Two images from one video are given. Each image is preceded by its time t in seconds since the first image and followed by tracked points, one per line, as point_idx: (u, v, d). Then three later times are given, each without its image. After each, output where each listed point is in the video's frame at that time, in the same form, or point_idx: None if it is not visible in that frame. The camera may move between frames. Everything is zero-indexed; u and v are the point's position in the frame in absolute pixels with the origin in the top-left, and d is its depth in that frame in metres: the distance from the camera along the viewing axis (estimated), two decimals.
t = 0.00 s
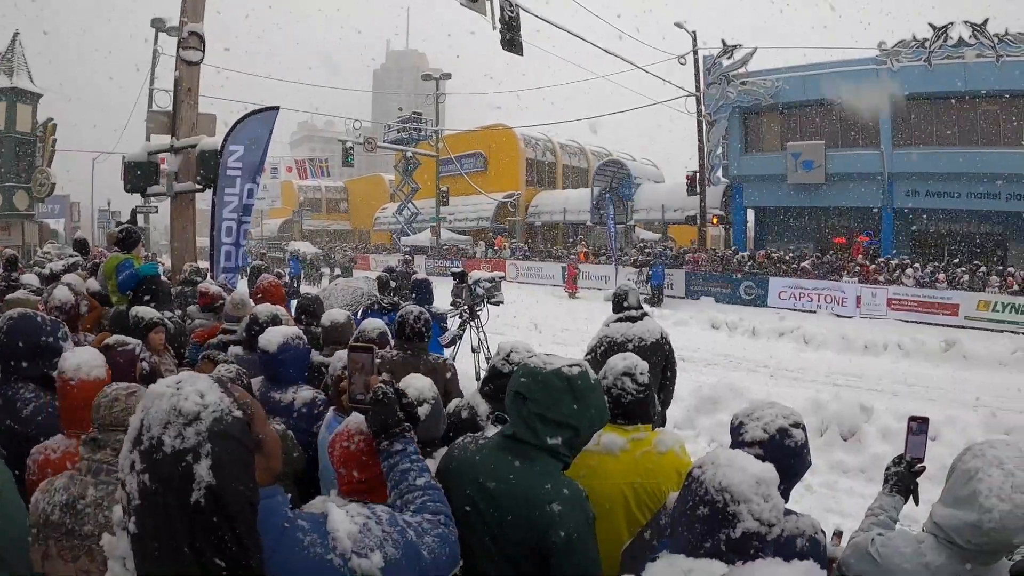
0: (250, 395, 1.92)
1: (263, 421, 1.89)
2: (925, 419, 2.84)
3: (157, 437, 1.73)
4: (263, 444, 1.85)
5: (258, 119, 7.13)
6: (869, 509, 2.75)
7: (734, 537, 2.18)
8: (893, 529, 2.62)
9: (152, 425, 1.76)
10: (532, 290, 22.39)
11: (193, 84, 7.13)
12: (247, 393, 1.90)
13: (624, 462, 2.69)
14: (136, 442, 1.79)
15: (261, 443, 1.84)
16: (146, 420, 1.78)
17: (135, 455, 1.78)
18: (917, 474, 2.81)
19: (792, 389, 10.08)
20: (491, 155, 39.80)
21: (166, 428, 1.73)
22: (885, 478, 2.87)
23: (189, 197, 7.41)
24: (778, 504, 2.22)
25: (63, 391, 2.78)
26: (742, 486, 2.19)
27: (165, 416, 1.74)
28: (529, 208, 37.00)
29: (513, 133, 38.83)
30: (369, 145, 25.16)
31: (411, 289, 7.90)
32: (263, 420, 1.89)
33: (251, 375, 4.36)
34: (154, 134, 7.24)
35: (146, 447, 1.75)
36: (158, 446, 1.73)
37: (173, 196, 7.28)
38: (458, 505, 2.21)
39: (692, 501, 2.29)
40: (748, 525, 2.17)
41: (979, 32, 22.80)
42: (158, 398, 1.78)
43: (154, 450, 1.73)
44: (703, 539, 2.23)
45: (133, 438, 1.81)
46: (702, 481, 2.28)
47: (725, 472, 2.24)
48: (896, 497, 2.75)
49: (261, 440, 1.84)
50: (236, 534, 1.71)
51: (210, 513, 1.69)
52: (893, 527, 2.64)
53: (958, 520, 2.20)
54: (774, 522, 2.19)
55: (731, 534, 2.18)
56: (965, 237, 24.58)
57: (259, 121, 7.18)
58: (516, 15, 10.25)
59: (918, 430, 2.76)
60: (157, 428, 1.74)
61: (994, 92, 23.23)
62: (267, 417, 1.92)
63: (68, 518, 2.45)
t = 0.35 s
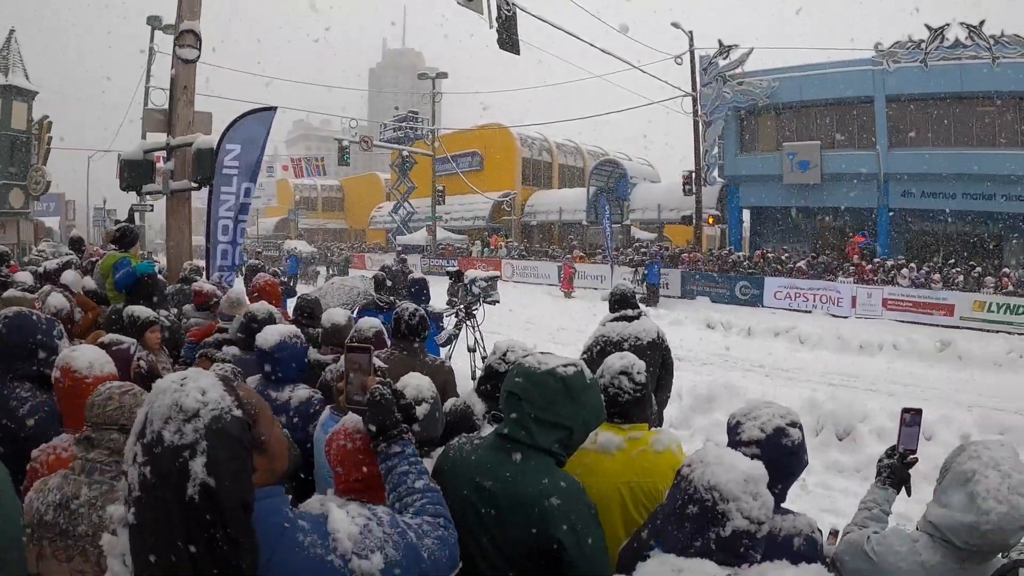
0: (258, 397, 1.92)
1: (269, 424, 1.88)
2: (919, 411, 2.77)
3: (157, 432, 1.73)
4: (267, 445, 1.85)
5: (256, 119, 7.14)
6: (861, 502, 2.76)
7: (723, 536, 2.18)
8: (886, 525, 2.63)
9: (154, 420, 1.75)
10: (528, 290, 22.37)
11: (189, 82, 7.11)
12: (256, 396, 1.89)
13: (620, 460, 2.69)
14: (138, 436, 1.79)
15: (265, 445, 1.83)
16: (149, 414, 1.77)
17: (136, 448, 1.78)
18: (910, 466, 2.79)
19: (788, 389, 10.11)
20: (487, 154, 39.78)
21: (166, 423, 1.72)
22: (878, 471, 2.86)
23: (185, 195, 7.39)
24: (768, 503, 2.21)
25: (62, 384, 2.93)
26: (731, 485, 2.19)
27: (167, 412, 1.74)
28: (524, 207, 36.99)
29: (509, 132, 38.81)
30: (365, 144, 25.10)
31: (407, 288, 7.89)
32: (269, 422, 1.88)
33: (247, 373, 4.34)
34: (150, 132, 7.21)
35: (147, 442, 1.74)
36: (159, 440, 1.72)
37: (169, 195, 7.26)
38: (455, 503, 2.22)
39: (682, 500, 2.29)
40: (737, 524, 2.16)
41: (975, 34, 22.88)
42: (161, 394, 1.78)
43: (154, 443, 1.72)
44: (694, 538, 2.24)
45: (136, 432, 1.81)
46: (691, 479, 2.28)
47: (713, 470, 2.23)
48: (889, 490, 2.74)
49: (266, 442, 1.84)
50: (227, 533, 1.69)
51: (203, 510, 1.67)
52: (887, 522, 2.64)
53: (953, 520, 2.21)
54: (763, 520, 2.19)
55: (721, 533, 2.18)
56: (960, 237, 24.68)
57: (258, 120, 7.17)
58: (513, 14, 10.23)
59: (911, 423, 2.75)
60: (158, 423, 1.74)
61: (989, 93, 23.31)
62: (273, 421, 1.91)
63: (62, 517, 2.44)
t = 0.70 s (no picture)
0: (285, 408, 1.90)
1: (289, 439, 1.88)
2: (916, 404, 2.82)
3: (172, 423, 1.76)
4: (281, 456, 1.84)
5: (253, 119, 7.17)
6: (855, 496, 2.76)
7: (711, 536, 2.18)
8: (881, 517, 2.64)
9: (171, 412, 1.79)
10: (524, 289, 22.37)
11: (186, 81, 7.08)
12: (283, 410, 1.89)
13: (617, 459, 2.69)
14: (158, 426, 1.83)
15: (277, 457, 1.83)
16: (169, 406, 1.81)
17: (155, 437, 1.82)
18: (906, 457, 2.79)
19: (784, 389, 10.12)
20: (483, 154, 39.77)
21: (181, 416, 1.75)
22: (873, 462, 2.84)
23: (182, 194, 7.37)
24: (756, 503, 2.20)
25: (57, 385, 2.93)
26: (717, 485, 2.18)
27: (185, 405, 1.77)
28: (521, 207, 36.98)
29: (505, 131, 38.82)
30: (362, 143, 25.08)
31: (403, 288, 7.88)
32: (288, 436, 1.87)
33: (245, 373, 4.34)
34: (146, 130, 7.18)
35: (162, 430, 1.77)
36: (172, 431, 1.75)
37: (165, 193, 7.24)
38: (450, 504, 2.25)
39: (669, 500, 2.29)
40: (724, 524, 2.16)
41: (972, 36, 22.98)
42: (183, 387, 1.82)
43: (167, 433, 1.75)
44: (681, 538, 2.25)
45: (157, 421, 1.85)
46: (679, 479, 2.27)
47: (701, 470, 2.22)
48: (884, 482, 2.75)
49: (279, 454, 1.84)
50: (218, 532, 1.69)
51: (196, 505, 1.68)
52: (881, 515, 2.65)
53: (950, 517, 2.22)
54: (751, 520, 2.18)
55: (708, 533, 2.18)
56: (956, 239, 24.77)
57: (254, 120, 7.17)
58: (510, 13, 10.23)
59: (907, 416, 2.81)
60: (175, 415, 1.77)
61: (985, 94, 23.39)
62: (295, 436, 1.91)
63: (56, 517, 2.43)
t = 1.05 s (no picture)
0: (259, 423, 1.80)
1: (253, 456, 1.76)
2: (911, 405, 2.81)
3: (148, 407, 1.77)
4: (238, 470, 1.73)
5: (249, 119, 7.16)
6: (849, 496, 2.79)
7: (697, 533, 2.17)
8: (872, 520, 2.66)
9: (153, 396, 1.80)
10: (521, 289, 22.38)
11: (183, 80, 7.07)
12: (252, 427, 1.78)
13: (612, 459, 2.69)
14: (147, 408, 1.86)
15: (232, 469, 1.73)
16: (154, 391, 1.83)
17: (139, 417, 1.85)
18: (898, 457, 2.80)
19: (779, 389, 10.14)
20: (480, 154, 39.78)
21: (155, 401, 1.75)
22: (866, 462, 2.87)
23: (178, 193, 7.37)
24: (742, 501, 2.18)
25: (56, 382, 2.95)
26: (704, 483, 2.17)
27: (161, 391, 1.77)
28: (517, 207, 37.00)
29: (502, 131, 38.83)
30: (359, 142, 25.06)
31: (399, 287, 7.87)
32: (254, 452, 1.76)
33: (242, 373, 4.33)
34: (142, 129, 7.17)
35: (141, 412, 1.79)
36: (143, 415, 1.76)
37: (161, 192, 7.23)
38: (446, 499, 2.27)
39: (657, 499, 2.30)
40: (710, 521, 2.14)
41: (969, 37, 23.02)
42: (171, 375, 1.83)
43: (141, 416, 1.77)
44: (668, 535, 2.24)
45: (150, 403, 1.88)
46: (667, 478, 2.28)
47: (688, 470, 2.23)
48: (877, 483, 2.77)
49: (236, 466, 1.73)
50: (146, 521, 1.63)
51: (137, 490, 1.64)
52: (872, 516, 2.68)
53: (936, 519, 2.23)
54: (738, 519, 2.16)
55: (694, 530, 2.17)
56: (952, 239, 24.85)
57: (250, 120, 7.16)
58: (507, 14, 10.23)
59: (902, 417, 2.79)
60: (152, 399, 1.78)
61: (981, 95, 23.46)
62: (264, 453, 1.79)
63: (51, 517, 2.42)
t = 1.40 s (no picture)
0: (234, 433, 1.72)
1: (219, 464, 1.68)
2: (891, 404, 2.94)
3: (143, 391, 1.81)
4: (201, 474, 1.67)
5: (247, 119, 7.15)
6: (835, 496, 2.77)
7: (682, 534, 2.20)
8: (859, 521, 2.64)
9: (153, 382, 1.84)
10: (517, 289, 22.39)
11: (180, 79, 7.05)
12: (222, 435, 1.69)
13: (607, 459, 2.69)
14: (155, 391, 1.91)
15: (195, 472, 1.66)
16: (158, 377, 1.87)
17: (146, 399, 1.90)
18: (881, 457, 2.83)
19: (775, 390, 10.16)
20: (477, 154, 39.75)
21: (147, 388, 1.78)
22: (850, 462, 2.87)
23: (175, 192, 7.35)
24: (728, 503, 2.22)
25: (51, 383, 2.93)
26: (691, 484, 2.22)
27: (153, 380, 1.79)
28: (514, 207, 36.99)
29: (498, 131, 38.84)
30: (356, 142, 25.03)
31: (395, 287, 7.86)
32: (220, 460, 1.68)
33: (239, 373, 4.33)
34: (139, 129, 7.16)
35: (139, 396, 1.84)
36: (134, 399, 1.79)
37: (158, 192, 7.22)
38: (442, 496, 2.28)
39: (647, 499, 2.32)
40: (695, 522, 2.18)
41: (965, 39, 22.93)
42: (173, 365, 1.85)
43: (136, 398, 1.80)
44: (654, 536, 2.26)
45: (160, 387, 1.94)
46: (658, 479, 2.31)
47: (678, 471, 2.27)
48: (861, 483, 2.77)
49: (200, 469, 1.66)
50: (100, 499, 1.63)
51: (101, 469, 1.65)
52: (859, 517, 2.66)
53: (926, 518, 2.25)
54: (723, 521, 2.19)
55: (678, 531, 2.20)
56: (948, 240, 24.96)
57: (246, 121, 7.13)
58: (504, 13, 10.23)
59: (883, 417, 2.91)
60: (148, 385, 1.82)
61: (978, 96, 23.53)
62: (233, 464, 1.70)
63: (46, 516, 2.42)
